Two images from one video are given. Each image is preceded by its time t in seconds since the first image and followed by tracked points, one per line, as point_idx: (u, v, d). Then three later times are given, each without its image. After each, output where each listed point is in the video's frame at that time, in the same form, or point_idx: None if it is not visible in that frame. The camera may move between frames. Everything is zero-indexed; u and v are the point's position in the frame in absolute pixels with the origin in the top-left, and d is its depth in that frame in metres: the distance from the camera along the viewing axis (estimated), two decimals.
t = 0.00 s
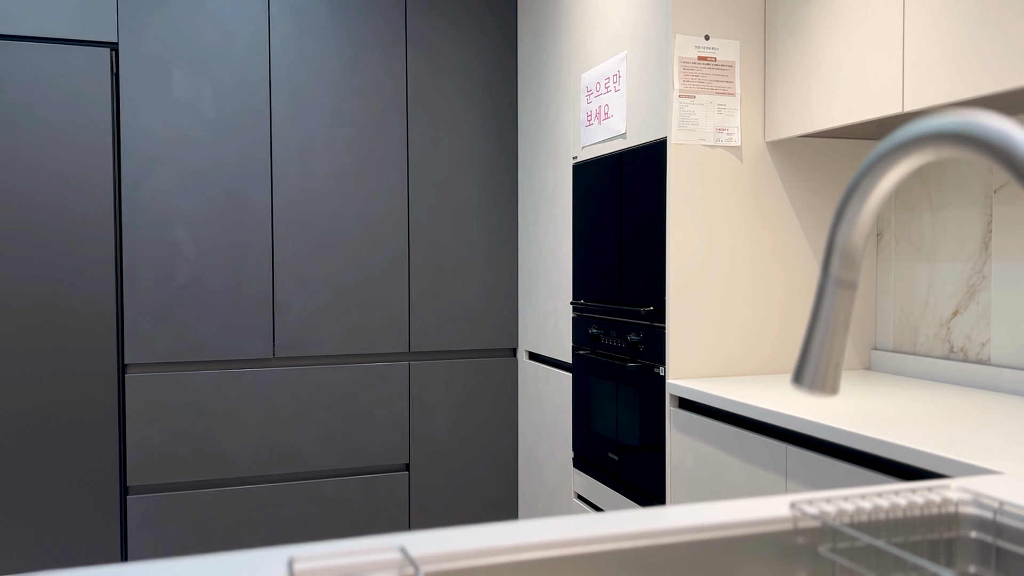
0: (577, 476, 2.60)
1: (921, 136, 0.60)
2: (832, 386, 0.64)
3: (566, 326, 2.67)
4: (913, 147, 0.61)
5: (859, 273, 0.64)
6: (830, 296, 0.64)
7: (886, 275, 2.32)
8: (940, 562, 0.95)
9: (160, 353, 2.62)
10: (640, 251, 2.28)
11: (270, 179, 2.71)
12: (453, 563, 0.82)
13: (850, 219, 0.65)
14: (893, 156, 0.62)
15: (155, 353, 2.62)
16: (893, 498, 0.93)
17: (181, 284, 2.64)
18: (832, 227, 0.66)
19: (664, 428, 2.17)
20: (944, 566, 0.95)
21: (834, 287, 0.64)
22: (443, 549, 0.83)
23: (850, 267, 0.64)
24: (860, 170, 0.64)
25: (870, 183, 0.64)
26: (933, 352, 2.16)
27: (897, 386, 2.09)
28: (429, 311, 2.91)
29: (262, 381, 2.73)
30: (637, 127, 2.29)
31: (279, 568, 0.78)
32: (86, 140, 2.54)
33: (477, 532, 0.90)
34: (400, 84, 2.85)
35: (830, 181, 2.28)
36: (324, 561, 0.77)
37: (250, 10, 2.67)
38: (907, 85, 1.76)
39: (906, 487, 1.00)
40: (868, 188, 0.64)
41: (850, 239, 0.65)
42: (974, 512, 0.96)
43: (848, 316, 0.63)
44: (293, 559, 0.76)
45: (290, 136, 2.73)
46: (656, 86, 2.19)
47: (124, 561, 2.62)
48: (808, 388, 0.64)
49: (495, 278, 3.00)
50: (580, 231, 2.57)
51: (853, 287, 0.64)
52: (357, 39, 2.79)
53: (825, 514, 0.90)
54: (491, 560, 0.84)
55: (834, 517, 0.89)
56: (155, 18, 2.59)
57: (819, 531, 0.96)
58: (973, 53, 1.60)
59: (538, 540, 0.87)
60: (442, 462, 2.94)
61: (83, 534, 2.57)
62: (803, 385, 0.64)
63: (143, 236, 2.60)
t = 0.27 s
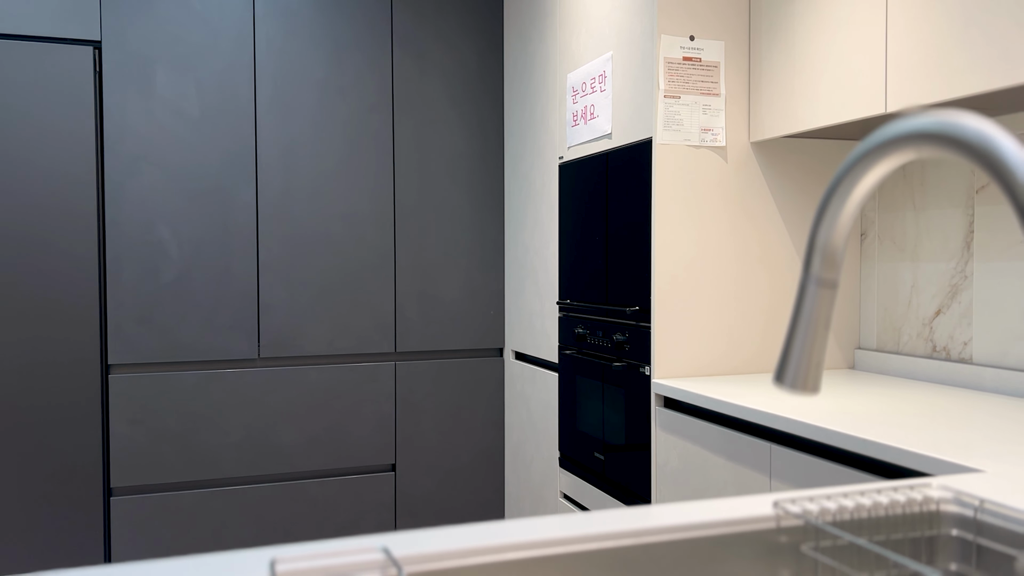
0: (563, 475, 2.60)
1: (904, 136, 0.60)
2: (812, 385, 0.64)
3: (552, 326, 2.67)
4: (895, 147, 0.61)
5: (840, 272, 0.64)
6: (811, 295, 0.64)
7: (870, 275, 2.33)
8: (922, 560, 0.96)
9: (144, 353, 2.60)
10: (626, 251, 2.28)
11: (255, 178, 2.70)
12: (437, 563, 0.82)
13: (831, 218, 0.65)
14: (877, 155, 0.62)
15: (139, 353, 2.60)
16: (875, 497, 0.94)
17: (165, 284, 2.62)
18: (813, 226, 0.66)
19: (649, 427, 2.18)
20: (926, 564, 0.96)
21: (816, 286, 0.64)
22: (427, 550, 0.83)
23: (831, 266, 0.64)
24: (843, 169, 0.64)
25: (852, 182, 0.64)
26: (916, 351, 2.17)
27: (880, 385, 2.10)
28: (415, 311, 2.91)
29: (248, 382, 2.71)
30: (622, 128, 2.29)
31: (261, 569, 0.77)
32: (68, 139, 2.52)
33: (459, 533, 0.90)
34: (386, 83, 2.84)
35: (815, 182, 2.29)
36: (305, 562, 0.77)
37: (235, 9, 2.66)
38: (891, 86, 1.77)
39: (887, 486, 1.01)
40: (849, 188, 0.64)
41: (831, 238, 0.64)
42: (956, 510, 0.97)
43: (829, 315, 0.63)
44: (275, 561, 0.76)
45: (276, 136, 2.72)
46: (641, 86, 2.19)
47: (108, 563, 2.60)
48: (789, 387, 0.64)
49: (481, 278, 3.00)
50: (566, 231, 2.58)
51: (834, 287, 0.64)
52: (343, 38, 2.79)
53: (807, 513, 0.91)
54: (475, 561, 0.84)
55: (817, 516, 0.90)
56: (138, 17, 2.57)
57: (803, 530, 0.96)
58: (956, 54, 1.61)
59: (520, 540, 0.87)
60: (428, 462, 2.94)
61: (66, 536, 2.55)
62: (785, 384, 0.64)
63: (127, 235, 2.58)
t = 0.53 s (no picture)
0: (551, 475, 2.60)
1: (888, 134, 0.60)
2: (798, 383, 0.61)
3: (541, 325, 2.67)
4: (880, 144, 0.60)
5: (825, 270, 0.63)
6: (797, 293, 0.63)
7: (857, 275, 2.34)
8: (907, 557, 0.96)
9: (130, 353, 2.59)
10: (615, 251, 2.28)
11: (241, 177, 2.68)
12: (423, 562, 0.82)
13: (816, 215, 0.64)
14: (862, 152, 0.62)
15: (124, 353, 2.58)
16: (860, 495, 0.94)
17: (151, 283, 2.61)
18: (798, 224, 0.65)
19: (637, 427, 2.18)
20: (911, 561, 0.96)
21: (801, 284, 0.63)
22: (414, 549, 0.83)
23: (817, 264, 0.63)
24: (829, 166, 0.63)
25: (837, 180, 0.64)
26: (902, 350, 2.18)
27: (867, 384, 2.11)
28: (403, 311, 2.90)
29: (235, 382, 2.70)
30: (610, 127, 2.30)
31: (245, 569, 0.77)
32: (53, 137, 2.50)
33: (447, 532, 0.90)
34: (374, 82, 2.83)
35: (802, 182, 2.30)
36: (291, 562, 0.76)
37: (222, 7, 2.65)
38: (878, 85, 1.78)
39: (873, 485, 1.01)
40: (834, 186, 0.64)
41: (816, 235, 0.64)
42: (941, 508, 0.98)
43: (815, 313, 0.61)
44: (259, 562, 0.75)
45: (263, 134, 2.71)
46: (629, 86, 2.20)
47: (94, 564, 2.58)
48: (774, 386, 0.62)
49: (469, 278, 3.00)
50: (554, 231, 2.58)
51: (819, 285, 0.63)
52: (331, 37, 2.78)
53: (792, 511, 0.91)
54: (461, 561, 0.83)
55: (801, 514, 0.90)
56: (124, 15, 2.56)
57: (789, 528, 0.95)
58: (941, 54, 1.62)
59: (506, 540, 0.87)
60: (416, 462, 2.93)
61: (51, 538, 2.53)
62: (770, 381, 0.62)
63: (113, 234, 2.57)
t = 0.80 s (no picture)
0: (541, 474, 2.60)
1: (877, 130, 0.58)
2: (785, 382, 0.60)
3: (531, 325, 2.67)
4: (868, 140, 0.59)
5: (812, 268, 0.61)
6: (783, 291, 0.61)
7: (846, 274, 2.35)
8: (894, 555, 0.96)
9: (117, 353, 2.57)
10: (605, 250, 2.28)
11: (229, 176, 2.67)
12: (412, 562, 0.81)
13: (803, 212, 0.62)
14: (851, 147, 0.60)
15: (111, 353, 2.56)
16: (849, 492, 0.94)
17: (138, 283, 2.59)
18: (787, 222, 0.63)
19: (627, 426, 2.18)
20: (898, 560, 0.96)
21: (788, 281, 0.61)
22: (403, 548, 0.82)
23: (804, 261, 0.61)
24: (816, 163, 0.61)
25: (824, 177, 0.62)
26: (890, 349, 2.19)
27: (855, 382, 2.12)
28: (393, 311, 2.89)
29: (223, 382, 2.68)
30: (600, 126, 2.30)
31: (231, 569, 0.76)
32: (38, 136, 2.48)
33: (434, 531, 0.89)
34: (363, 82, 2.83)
35: (790, 181, 2.30)
36: (278, 561, 0.76)
37: (210, 6, 2.63)
38: (866, 85, 1.78)
39: (862, 483, 1.02)
40: (822, 183, 0.62)
41: (803, 232, 0.62)
42: (928, 506, 0.98)
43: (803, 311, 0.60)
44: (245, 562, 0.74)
45: (251, 133, 2.69)
46: (619, 85, 2.20)
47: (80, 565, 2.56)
48: (762, 384, 0.60)
49: (459, 278, 2.99)
50: (544, 230, 2.58)
51: (806, 282, 0.61)
52: (319, 36, 2.77)
53: (782, 509, 0.90)
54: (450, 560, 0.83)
55: (790, 512, 0.90)
56: (111, 12, 2.54)
57: (777, 527, 0.95)
58: (930, 53, 1.63)
59: (495, 539, 0.86)
60: (406, 462, 2.92)
61: (37, 539, 2.51)
62: (758, 378, 0.60)
63: (99, 233, 2.55)
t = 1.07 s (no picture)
0: (532, 474, 2.60)
1: (860, 129, 0.56)
2: (773, 380, 0.58)
3: (522, 324, 2.67)
4: (852, 139, 0.56)
5: (800, 266, 0.59)
6: (770, 290, 0.59)
7: (835, 274, 2.35)
8: (882, 553, 0.96)
9: (106, 353, 2.56)
10: (596, 250, 2.28)
11: (219, 175, 2.66)
12: (399, 561, 0.81)
13: (791, 209, 0.60)
14: (835, 147, 0.57)
15: (100, 353, 2.55)
16: (836, 491, 0.93)
17: (128, 282, 2.58)
18: (773, 219, 0.61)
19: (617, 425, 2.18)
20: (886, 558, 0.96)
21: (774, 280, 0.59)
22: (391, 548, 0.82)
23: (791, 259, 0.59)
24: (800, 162, 0.59)
25: (809, 177, 0.60)
26: (880, 348, 2.19)
27: (845, 381, 2.12)
28: (384, 310, 2.89)
29: (213, 381, 2.67)
30: (590, 125, 2.30)
31: (217, 569, 0.76)
32: (26, 134, 2.46)
33: (420, 531, 0.89)
34: (353, 81, 2.82)
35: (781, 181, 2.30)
36: (265, 560, 0.75)
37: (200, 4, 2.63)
38: (856, 84, 1.79)
39: (850, 481, 1.01)
40: (808, 183, 0.59)
41: (791, 231, 0.60)
42: (916, 504, 0.97)
43: (789, 310, 0.58)
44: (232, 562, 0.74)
45: (241, 132, 2.68)
46: (609, 84, 2.20)
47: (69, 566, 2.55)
48: (750, 381, 0.58)
49: (450, 277, 2.99)
50: (535, 229, 2.58)
51: (794, 280, 0.59)
52: (310, 34, 2.76)
53: (770, 508, 0.89)
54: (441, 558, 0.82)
55: (779, 511, 0.89)
56: (99, 10, 2.53)
57: (766, 525, 0.94)
58: (918, 52, 1.63)
59: (485, 538, 0.86)
60: (397, 462, 2.91)
61: (25, 540, 2.49)
62: (745, 377, 0.58)
63: (88, 232, 2.54)
